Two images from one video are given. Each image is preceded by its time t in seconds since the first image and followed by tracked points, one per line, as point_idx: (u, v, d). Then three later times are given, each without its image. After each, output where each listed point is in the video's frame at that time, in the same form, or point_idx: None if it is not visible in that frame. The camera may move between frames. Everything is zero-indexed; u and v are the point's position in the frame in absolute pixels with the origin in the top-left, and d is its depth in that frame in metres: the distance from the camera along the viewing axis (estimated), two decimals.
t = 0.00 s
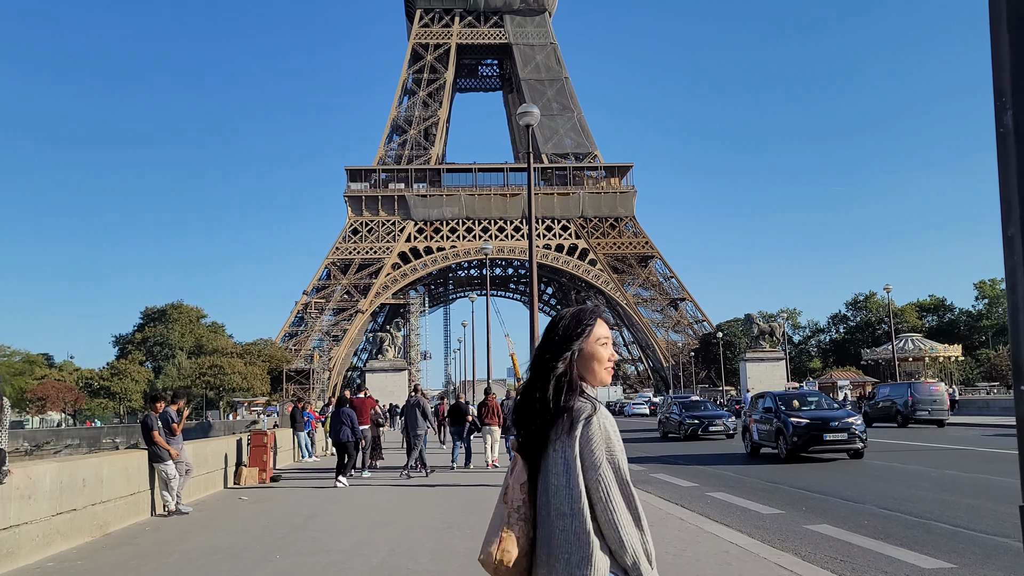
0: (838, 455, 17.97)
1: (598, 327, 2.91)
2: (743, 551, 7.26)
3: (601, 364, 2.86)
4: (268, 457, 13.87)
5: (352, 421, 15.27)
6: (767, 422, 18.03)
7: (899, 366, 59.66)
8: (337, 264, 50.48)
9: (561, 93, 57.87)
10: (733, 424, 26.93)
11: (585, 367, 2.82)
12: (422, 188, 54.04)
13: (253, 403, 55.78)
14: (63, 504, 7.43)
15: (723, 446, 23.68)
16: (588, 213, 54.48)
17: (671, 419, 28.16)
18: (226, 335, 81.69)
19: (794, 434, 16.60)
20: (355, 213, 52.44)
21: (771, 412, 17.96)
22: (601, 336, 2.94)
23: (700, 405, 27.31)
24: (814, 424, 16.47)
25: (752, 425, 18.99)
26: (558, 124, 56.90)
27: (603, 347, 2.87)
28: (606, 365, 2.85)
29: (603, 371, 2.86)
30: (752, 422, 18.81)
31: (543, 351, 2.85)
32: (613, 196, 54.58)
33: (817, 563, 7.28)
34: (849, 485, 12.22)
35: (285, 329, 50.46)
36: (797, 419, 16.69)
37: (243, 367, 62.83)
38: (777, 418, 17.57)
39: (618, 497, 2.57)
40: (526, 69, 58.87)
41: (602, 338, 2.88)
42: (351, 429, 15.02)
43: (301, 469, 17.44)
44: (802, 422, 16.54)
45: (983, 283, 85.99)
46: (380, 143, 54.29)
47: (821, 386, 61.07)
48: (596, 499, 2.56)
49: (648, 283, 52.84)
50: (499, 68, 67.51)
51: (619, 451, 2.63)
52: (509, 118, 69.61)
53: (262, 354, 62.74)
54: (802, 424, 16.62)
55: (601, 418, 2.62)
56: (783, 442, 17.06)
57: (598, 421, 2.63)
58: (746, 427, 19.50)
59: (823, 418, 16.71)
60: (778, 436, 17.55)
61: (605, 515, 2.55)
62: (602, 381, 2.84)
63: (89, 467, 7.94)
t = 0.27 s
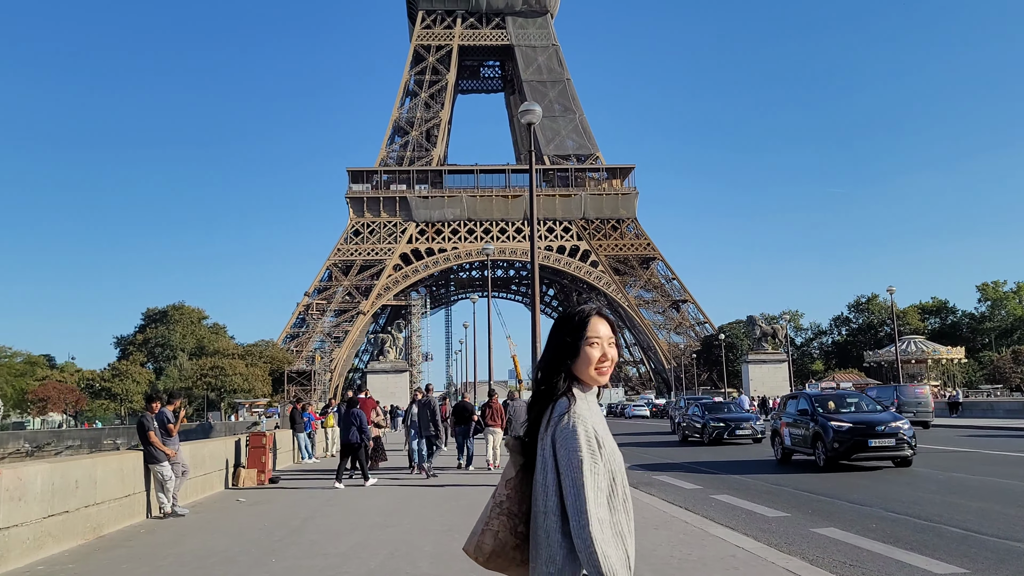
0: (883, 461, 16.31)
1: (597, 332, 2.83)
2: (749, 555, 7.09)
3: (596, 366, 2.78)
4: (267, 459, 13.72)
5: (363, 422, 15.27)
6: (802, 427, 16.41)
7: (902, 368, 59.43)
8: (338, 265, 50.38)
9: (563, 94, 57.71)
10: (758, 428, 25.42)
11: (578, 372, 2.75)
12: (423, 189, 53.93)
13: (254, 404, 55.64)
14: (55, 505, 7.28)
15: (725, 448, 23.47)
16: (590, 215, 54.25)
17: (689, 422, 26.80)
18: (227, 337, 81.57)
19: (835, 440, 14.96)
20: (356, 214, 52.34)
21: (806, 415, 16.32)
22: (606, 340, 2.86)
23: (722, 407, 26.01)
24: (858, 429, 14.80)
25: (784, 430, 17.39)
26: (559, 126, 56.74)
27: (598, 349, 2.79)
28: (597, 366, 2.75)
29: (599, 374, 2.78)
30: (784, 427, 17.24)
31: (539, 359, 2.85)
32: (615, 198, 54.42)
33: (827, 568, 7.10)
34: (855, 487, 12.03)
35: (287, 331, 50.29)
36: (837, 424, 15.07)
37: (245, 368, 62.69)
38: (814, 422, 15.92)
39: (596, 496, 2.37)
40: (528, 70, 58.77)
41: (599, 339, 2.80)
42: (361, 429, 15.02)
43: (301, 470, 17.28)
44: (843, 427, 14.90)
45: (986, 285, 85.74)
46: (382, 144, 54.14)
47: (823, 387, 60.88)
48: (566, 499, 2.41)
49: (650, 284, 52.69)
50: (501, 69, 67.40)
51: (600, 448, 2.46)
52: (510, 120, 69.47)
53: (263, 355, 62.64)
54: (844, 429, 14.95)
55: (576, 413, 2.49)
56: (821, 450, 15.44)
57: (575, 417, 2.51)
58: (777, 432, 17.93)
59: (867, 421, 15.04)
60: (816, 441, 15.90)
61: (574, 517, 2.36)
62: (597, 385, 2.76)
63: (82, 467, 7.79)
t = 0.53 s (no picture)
0: (940, 472, 14.65)
1: (585, 327, 2.88)
2: (757, 560, 6.96)
3: (582, 364, 2.80)
4: (268, 459, 13.58)
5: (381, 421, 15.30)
6: (846, 432, 14.84)
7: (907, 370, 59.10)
8: (342, 265, 50.26)
9: (567, 95, 57.54)
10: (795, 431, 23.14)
11: (567, 372, 2.81)
12: (427, 189, 53.81)
13: (258, 404, 55.56)
14: (51, 506, 7.16)
15: (731, 450, 23.26)
16: (594, 215, 54.07)
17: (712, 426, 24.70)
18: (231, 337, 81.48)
19: (889, 447, 13.36)
20: (360, 214, 52.26)
21: (851, 418, 14.69)
22: (598, 334, 2.90)
23: (752, 408, 23.85)
24: (914, 434, 13.21)
25: (825, 434, 15.76)
26: (563, 126, 56.55)
27: (584, 347, 2.82)
28: (579, 366, 2.78)
29: (590, 371, 2.81)
30: (825, 432, 15.63)
31: (535, 359, 2.94)
32: (619, 198, 54.17)
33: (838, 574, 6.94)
34: (863, 490, 11.87)
35: (290, 330, 50.18)
36: (889, 429, 13.50)
37: (248, 368, 62.57)
38: (863, 426, 14.28)
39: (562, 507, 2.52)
40: (532, 70, 58.64)
41: (586, 337, 2.84)
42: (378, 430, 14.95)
43: (304, 471, 17.14)
44: (897, 431, 13.33)
45: (992, 287, 85.30)
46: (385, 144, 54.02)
47: (828, 389, 60.62)
48: (534, 507, 2.56)
49: (653, 285, 52.51)
50: (505, 69, 67.27)
51: (570, 457, 2.56)
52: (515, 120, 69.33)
53: (267, 355, 62.55)
54: (898, 434, 13.34)
55: (545, 423, 2.59)
56: (871, 458, 13.87)
57: (545, 428, 2.59)
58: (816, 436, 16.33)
59: (922, 425, 13.47)
60: (865, 448, 14.27)
61: (539, 527, 2.53)
62: (585, 382, 2.79)
63: (79, 467, 7.67)
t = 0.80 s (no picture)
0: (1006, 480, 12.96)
1: (554, 339, 3.04)
2: (765, 562, 6.83)
3: (553, 373, 2.95)
4: (268, 458, 13.46)
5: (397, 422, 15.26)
6: (901, 436, 13.13)
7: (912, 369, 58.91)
8: (345, 264, 50.16)
9: (570, 93, 57.38)
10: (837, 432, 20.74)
11: (538, 381, 2.97)
12: (430, 188, 53.69)
13: (260, 403, 55.50)
14: (46, 508, 7.02)
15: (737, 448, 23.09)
16: (597, 214, 53.94)
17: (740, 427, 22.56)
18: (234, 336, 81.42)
19: (957, 453, 11.71)
20: (363, 213, 52.17)
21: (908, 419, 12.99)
22: (566, 346, 3.05)
23: (786, 405, 21.67)
24: (987, 438, 11.51)
25: (873, 438, 14.06)
26: (566, 125, 56.40)
27: (552, 358, 2.98)
28: (546, 374, 2.94)
29: (559, 381, 2.95)
30: (875, 435, 13.89)
31: (513, 372, 3.12)
32: (622, 197, 54.02)
33: None
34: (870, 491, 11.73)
35: (293, 330, 50.08)
36: (956, 432, 11.82)
37: (251, 367, 62.47)
38: (923, 429, 12.51)
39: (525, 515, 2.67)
40: (535, 69, 58.52)
41: (553, 347, 2.99)
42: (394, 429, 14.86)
43: (304, 471, 17.03)
44: (967, 436, 11.63)
45: (996, 285, 85.05)
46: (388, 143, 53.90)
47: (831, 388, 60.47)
48: (496, 517, 2.73)
49: (656, 284, 52.40)
50: (508, 68, 67.13)
51: (528, 463, 2.71)
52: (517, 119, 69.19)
53: (270, 354, 62.51)
54: (968, 439, 11.64)
55: (504, 430, 2.77)
56: (933, 466, 12.18)
57: (506, 437, 2.74)
58: (861, 438, 14.58)
59: (993, 428, 11.80)
60: (927, 453, 12.52)
61: (501, 529, 2.69)
62: (554, 388, 2.94)
63: (75, 468, 7.54)
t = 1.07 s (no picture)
0: None
1: (529, 334, 3.14)
2: (777, 567, 6.66)
3: (526, 368, 3.06)
4: (270, 459, 13.32)
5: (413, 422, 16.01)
6: (980, 444, 11.21)
7: (921, 370, 58.56)
8: (350, 264, 50.03)
9: (576, 92, 57.15)
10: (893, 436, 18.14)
11: (512, 376, 3.10)
12: (435, 188, 53.53)
13: (265, 404, 55.39)
14: (42, 510, 6.85)
15: (745, 449, 22.88)
16: (602, 214, 53.74)
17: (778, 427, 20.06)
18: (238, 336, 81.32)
19: None
20: (368, 213, 52.06)
21: (987, 423, 11.09)
22: (543, 341, 3.15)
23: (834, 406, 19.20)
24: None
25: (944, 445, 12.09)
26: (572, 124, 56.19)
27: (524, 353, 3.08)
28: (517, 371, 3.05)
29: (532, 377, 3.06)
30: (945, 442, 11.96)
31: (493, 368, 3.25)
32: (628, 197, 53.79)
33: None
34: (882, 493, 11.53)
35: (298, 330, 49.96)
36: None
37: (256, 367, 62.35)
38: (1009, 434, 10.60)
39: (483, 511, 2.86)
40: (540, 68, 58.33)
41: (526, 343, 3.10)
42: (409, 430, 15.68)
43: (308, 472, 16.88)
44: None
45: (1006, 285, 84.56)
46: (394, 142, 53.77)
47: (840, 388, 60.12)
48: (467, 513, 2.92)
49: (663, 284, 52.13)
50: (513, 67, 66.94)
51: (487, 462, 2.89)
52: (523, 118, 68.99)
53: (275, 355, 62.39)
54: None
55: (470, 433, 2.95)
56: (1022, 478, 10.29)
57: (468, 436, 2.94)
58: (927, 444, 12.62)
59: None
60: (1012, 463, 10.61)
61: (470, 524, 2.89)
62: (526, 386, 3.05)
63: (72, 468, 7.36)
